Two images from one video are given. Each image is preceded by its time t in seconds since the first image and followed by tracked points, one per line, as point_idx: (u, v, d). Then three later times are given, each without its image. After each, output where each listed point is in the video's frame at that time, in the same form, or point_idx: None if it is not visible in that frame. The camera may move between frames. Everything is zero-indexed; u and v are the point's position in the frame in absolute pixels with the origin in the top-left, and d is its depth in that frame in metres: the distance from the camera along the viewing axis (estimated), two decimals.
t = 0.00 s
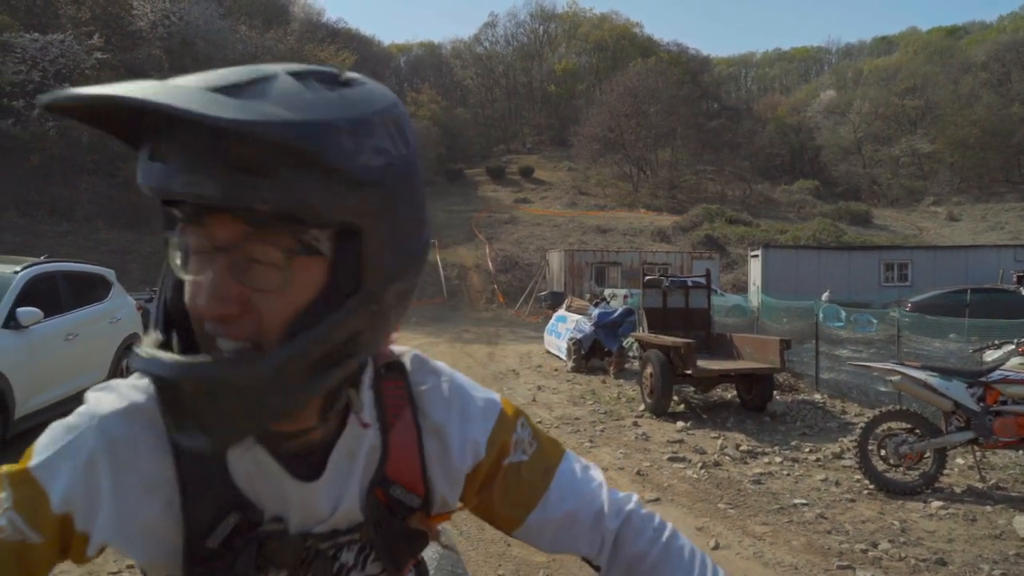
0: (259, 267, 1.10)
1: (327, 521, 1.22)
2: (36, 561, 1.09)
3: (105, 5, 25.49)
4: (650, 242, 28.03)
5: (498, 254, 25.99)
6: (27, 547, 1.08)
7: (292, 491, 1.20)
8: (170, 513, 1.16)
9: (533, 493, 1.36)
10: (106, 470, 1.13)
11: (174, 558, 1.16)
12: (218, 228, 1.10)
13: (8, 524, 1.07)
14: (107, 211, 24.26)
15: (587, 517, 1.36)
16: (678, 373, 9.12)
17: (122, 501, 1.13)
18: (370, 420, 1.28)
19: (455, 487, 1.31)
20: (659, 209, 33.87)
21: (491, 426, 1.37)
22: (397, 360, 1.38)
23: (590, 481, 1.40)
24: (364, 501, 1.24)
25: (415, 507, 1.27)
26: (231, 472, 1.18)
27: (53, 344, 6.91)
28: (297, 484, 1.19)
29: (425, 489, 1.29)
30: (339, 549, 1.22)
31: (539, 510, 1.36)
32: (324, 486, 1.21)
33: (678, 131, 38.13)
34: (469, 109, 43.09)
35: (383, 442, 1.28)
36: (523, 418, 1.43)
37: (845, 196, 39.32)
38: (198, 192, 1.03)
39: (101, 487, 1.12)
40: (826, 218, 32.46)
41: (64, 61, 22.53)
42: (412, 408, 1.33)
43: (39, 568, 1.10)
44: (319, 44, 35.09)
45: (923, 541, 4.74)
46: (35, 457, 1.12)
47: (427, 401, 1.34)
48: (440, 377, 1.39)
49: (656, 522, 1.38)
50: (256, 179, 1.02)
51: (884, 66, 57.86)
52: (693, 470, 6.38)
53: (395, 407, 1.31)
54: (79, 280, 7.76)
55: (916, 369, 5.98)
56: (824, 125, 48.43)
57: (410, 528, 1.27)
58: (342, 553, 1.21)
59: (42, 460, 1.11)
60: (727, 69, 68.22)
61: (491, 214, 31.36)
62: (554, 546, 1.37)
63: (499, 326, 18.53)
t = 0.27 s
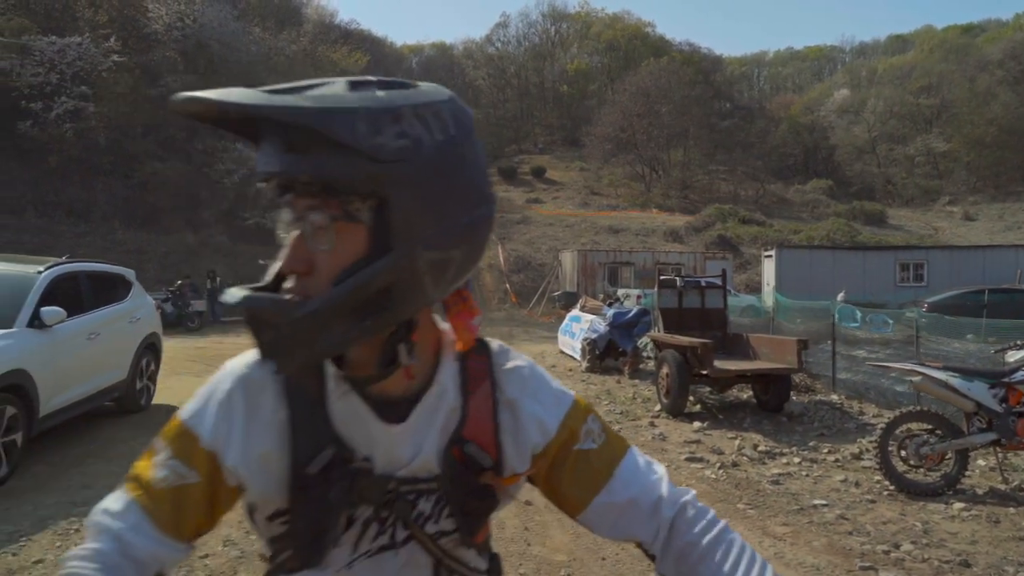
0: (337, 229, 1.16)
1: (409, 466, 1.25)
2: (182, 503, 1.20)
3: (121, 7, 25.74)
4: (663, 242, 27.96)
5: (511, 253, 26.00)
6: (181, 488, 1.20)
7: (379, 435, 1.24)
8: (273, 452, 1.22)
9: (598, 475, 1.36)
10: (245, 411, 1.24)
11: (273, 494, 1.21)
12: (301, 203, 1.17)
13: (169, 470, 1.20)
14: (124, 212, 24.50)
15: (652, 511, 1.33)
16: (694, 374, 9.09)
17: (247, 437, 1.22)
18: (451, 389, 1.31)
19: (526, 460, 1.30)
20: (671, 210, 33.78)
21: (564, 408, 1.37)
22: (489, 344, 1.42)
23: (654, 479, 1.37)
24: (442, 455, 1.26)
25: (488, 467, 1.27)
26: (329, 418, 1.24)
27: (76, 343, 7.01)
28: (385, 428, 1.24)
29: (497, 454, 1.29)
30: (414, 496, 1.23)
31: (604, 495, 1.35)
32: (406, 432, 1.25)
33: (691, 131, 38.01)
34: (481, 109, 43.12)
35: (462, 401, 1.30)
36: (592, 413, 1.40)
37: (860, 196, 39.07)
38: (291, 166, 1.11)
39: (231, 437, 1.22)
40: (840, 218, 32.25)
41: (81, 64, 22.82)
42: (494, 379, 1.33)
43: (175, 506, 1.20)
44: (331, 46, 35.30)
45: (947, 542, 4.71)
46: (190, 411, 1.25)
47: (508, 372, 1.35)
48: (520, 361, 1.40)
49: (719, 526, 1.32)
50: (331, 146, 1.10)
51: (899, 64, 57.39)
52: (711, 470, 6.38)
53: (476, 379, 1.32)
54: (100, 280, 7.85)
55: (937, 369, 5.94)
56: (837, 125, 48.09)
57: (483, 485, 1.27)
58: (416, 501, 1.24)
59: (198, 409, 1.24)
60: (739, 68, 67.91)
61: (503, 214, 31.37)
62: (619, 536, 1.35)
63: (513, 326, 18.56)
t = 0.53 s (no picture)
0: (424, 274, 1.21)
1: (484, 447, 1.38)
2: (304, 478, 1.35)
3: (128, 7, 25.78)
4: (668, 242, 27.93)
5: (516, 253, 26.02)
6: (302, 464, 1.35)
7: (459, 419, 1.37)
8: (374, 433, 1.37)
9: (655, 462, 1.42)
10: (355, 398, 1.39)
11: (372, 471, 1.36)
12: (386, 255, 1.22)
13: (294, 451, 1.36)
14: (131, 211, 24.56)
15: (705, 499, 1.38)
16: (704, 373, 9.09)
17: (353, 421, 1.38)
18: (523, 384, 1.43)
19: (588, 443, 1.41)
20: (676, 210, 33.75)
21: (624, 404, 1.45)
22: (556, 343, 1.53)
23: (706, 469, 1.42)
24: (514, 436, 1.38)
25: (554, 448, 1.39)
26: (416, 404, 1.38)
27: (91, 342, 7.04)
28: (464, 413, 1.37)
29: (561, 440, 1.40)
30: (490, 473, 1.37)
31: (663, 481, 1.41)
32: (482, 416, 1.38)
33: (696, 131, 37.93)
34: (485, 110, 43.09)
35: (530, 392, 1.42)
36: (651, 408, 1.49)
37: (865, 196, 38.98)
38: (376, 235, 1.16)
39: (341, 422, 1.38)
40: (846, 218, 32.18)
41: (89, 64, 22.88)
42: (561, 372, 1.45)
43: (296, 483, 1.34)
44: (336, 46, 35.37)
45: (963, 541, 4.71)
46: (312, 402, 1.41)
47: (574, 369, 1.46)
48: (586, 360, 1.51)
49: (764, 510, 1.31)
50: (406, 219, 1.14)
51: (905, 64, 57.20)
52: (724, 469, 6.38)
53: (545, 371, 1.44)
54: (113, 279, 7.88)
55: (951, 369, 5.94)
56: (842, 125, 47.95)
57: (549, 466, 1.39)
58: (490, 479, 1.37)
59: (318, 401, 1.41)
60: (744, 68, 67.76)
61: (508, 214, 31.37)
62: (678, 517, 1.40)
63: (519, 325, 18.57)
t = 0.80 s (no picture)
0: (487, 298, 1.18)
1: (506, 446, 1.39)
2: (343, 475, 1.37)
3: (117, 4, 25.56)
4: (660, 242, 28.03)
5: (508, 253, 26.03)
6: (340, 461, 1.38)
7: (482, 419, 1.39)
8: (400, 432, 1.38)
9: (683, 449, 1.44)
10: (385, 393, 1.42)
11: (401, 468, 1.39)
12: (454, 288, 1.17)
13: (329, 449, 1.39)
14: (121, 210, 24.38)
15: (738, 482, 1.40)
16: (700, 371, 9.13)
17: (384, 415, 1.39)
18: (544, 383, 1.43)
19: (611, 438, 1.41)
20: (667, 210, 33.87)
21: (648, 398, 1.46)
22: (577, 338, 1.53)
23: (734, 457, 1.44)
24: (536, 435, 1.40)
25: (576, 444, 1.39)
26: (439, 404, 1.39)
27: (86, 340, 7.00)
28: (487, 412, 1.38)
29: (585, 436, 1.41)
30: (514, 471, 1.38)
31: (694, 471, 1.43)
32: (504, 416, 1.38)
33: (687, 131, 38.08)
34: (476, 109, 43.07)
35: (553, 389, 1.42)
36: (675, 403, 1.49)
37: (854, 196, 39.27)
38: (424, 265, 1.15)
39: (373, 417, 1.40)
40: (836, 218, 32.40)
41: (78, 61, 22.69)
42: (582, 367, 1.45)
43: (336, 480, 1.36)
44: (328, 45, 35.29)
45: (960, 536, 4.76)
46: (344, 401, 1.43)
47: (596, 364, 1.46)
48: (610, 353, 1.51)
49: (801, 503, 1.34)
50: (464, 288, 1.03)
51: (893, 66, 57.66)
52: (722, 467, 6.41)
53: (566, 367, 1.44)
54: (108, 277, 7.83)
55: (946, 366, 5.98)
56: (832, 126, 48.25)
57: (573, 462, 1.40)
58: (515, 475, 1.38)
59: (350, 397, 1.43)
60: (733, 69, 68.08)
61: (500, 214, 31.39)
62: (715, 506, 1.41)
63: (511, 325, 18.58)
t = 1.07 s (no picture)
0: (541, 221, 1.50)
1: (515, 428, 1.46)
2: (344, 467, 1.35)
3: None
4: (633, 242, 28.21)
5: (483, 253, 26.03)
6: (341, 453, 1.36)
7: (492, 403, 1.45)
8: (407, 416, 1.40)
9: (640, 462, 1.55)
10: (389, 377, 1.42)
11: (406, 455, 1.40)
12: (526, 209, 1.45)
13: (329, 441, 1.36)
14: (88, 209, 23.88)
15: (673, 508, 1.54)
16: (676, 369, 9.22)
17: (390, 403, 1.40)
18: (553, 362, 1.53)
19: (612, 423, 1.52)
20: (640, 210, 34.13)
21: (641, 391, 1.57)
22: (578, 324, 1.63)
23: (683, 483, 1.58)
24: (544, 415, 1.48)
25: (583, 426, 1.48)
26: (449, 386, 1.44)
27: (56, 341, 6.86)
28: (497, 395, 1.45)
29: (589, 416, 1.51)
30: (521, 452, 1.45)
31: (648, 483, 1.55)
32: (515, 395, 1.46)
33: (660, 132, 38.38)
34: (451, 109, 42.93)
35: (559, 370, 1.52)
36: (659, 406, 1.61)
37: (823, 197, 39.93)
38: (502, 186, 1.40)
39: (374, 408, 1.39)
40: (806, 218, 32.91)
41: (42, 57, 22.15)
42: (588, 353, 1.55)
43: (338, 473, 1.35)
44: (300, 43, 34.90)
45: (930, 527, 4.88)
46: (340, 391, 1.41)
47: (600, 352, 1.56)
48: (610, 345, 1.61)
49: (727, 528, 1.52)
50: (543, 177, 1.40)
51: (861, 69, 58.71)
52: (700, 463, 6.48)
53: (573, 350, 1.54)
54: (79, 276, 7.68)
55: (916, 362, 6.12)
56: (801, 127, 48.98)
57: (578, 442, 1.48)
58: (521, 459, 1.44)
59: (348, 387, 1.41)
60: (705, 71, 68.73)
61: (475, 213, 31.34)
62: (633, 519, 1.56)
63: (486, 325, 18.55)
